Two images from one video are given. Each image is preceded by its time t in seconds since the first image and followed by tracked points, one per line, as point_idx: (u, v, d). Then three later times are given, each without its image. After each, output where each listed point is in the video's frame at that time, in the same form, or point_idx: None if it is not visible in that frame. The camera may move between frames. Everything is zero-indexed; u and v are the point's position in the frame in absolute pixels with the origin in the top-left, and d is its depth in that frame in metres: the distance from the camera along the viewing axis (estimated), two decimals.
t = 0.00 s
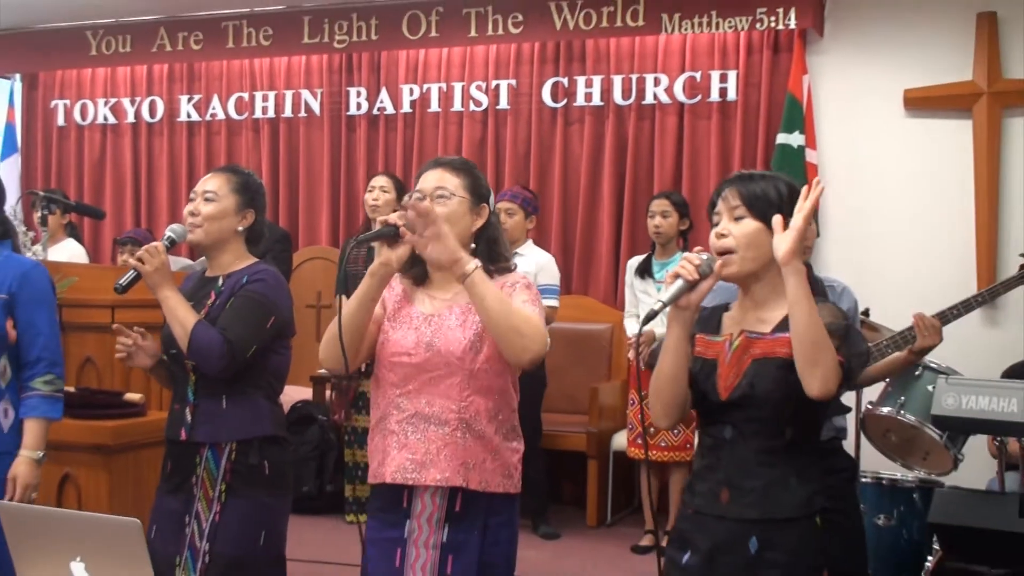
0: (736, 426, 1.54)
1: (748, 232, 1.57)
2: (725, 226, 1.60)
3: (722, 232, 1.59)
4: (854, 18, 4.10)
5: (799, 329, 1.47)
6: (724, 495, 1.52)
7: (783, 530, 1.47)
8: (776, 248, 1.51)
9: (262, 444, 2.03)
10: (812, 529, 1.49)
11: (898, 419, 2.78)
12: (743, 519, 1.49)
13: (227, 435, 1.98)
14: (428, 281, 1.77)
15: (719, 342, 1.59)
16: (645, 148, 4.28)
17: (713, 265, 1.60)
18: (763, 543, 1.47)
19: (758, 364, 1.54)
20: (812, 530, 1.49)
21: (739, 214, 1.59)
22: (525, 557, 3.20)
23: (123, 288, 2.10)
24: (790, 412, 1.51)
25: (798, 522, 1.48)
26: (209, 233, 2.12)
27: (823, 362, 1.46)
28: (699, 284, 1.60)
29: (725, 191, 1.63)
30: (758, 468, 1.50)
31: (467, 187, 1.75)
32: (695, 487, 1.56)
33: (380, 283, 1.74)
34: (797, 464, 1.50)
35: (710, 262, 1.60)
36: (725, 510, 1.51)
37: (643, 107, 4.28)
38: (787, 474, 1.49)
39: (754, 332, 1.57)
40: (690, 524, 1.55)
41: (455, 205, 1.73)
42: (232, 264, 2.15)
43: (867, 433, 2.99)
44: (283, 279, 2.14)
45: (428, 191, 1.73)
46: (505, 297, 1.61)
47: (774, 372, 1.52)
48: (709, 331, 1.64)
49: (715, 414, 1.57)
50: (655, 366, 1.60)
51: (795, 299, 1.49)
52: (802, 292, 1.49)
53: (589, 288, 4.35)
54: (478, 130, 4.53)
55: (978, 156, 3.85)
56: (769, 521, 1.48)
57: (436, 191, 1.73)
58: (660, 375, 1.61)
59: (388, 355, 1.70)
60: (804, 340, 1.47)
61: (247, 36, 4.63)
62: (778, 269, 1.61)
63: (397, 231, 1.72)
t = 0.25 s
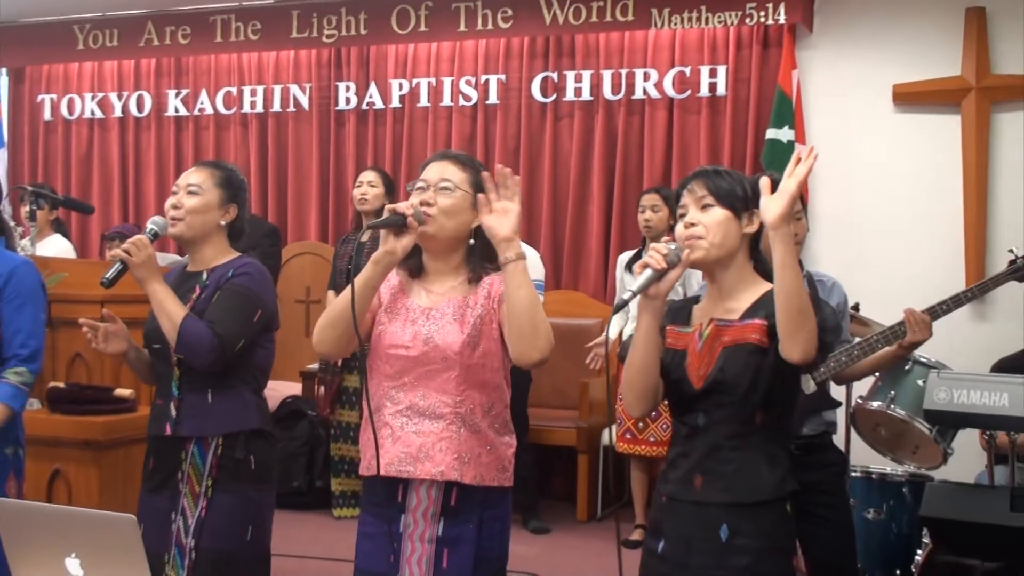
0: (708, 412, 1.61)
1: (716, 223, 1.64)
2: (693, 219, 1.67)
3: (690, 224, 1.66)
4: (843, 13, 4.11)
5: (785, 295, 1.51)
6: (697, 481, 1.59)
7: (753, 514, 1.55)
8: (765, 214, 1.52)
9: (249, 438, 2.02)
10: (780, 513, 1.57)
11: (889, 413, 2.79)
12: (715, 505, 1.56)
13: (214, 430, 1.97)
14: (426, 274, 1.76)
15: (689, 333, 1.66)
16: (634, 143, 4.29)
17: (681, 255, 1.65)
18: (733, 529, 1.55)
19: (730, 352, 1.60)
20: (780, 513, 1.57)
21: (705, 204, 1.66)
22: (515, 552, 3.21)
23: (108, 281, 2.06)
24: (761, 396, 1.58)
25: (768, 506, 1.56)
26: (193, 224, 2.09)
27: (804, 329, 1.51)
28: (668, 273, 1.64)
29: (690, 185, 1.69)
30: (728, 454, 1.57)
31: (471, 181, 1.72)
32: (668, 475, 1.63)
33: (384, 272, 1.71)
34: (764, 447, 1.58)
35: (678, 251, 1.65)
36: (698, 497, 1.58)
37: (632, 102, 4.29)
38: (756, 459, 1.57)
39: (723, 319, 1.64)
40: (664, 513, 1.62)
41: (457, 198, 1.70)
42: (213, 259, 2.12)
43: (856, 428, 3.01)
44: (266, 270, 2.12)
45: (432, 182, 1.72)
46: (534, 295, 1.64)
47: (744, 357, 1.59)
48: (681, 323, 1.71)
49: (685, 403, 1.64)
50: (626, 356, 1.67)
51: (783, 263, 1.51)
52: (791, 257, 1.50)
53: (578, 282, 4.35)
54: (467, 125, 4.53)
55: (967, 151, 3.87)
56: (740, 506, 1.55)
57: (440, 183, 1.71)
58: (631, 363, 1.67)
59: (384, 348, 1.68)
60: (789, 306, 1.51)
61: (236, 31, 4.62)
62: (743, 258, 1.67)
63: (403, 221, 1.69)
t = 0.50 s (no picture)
0: (694, 412, 1.60)
1: (697, 228, 1.66)
2: (672, 223, 1.68)
3: (671, 228, 1.67)
4: (828, 10, 4.14)
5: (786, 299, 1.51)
6: (681, 478, 1.59)
7: (735, 515, 1.55)
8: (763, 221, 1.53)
9: (227, 435, 2.05)
10: (763, 512, 1.57)
11: (874, 408, 2.81)
12: (698, 503, 1.56)
13: (194, 427, 1.99)
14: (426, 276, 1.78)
15: (671, 335, 1.66)
16: (620, 139, 4.31)
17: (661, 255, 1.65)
18: (717, 527, 1.55)
19: (713, 356, 1.59)
20: (761, 512, 1.57)
21: (686, 208, 1.67)
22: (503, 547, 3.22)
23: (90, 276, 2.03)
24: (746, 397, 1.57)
25: (750, 505, 1.56)
26: (172, 220, 2.09)
27: (805, 331, 1.51)
28: (650, 275, 1.63)
29: (670, 190, 1.70)
30: (712, 453, 1.57)
31: (471, 186, 1.75)
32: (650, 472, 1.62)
33: (379, 272, 1.72)
34: (747, 447, 1.58)
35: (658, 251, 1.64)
36: (681, 494, 1.57)
37: (618, 98, 4.30)
38: (739, 458, 1.57)
39: (707, 323, 1.64)
40: (644, 509, 1.62)
41: (456, 201, 1.73)
42: (191, 255, 2.13)
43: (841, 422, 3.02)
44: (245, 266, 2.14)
45: (432, 185, 1.75)
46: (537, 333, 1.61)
47: (730, 360, 1.58)
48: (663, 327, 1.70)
49: (670, 409, 1.63)
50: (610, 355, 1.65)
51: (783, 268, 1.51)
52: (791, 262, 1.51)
53: (564, 277, 4.37)
54: (453, 120, 4.53)
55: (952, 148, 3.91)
56: (723, 505, 1.55)
57: (440, 185, 1.74)
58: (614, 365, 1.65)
59: (375, 346, 1.69)
60: (789, 311, 1.51)
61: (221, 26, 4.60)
62: (721, 263, 1.68)
63: (400, 223, 1.70)
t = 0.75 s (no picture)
0: (680, 406, 1.59)
1: (682, 220, 1.65)
2: (657, 213, 1.66)
3: (655, 218, 1.66)
4: (806, 9, 4.16)
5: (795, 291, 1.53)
6: (668, 472, 1.58)
7: (723, 504, 1.57)
8: (777, 216, 1.55)
9: (196, 431, 2.06)
10: (746, 501, 1.59)
11: (851, 404, 2.82)
12: (688, 496, 1.56)
13: (163, 423, 2.00)
14: (407, 272, 1.81)
15: (654, 328, 1.65)
16: (599, 136, 4.31)
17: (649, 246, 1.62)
18: (709, 517, 1.56)
19: (699, 349, 1.60)
20: (745, 501, 1.59)
21: (671, 200, 1.66)
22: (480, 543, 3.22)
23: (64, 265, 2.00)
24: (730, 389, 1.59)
25: (737, 493, 1.58)
26: (140, 213, 2.08)
27: (811, 325, 1.53)
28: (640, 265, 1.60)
29: (656, 178, 1.69)
30: (701, 445, 1.58)
31: (452, 182, 1.77)
32: (632, 468, 1.62)
33: (350, 271, 1.79)
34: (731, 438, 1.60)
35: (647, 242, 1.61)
36: (668, 488, 1.58)
37: (597, 95, 4.31)
38: (726, 449, 1.59)
39: (692, 315, 1.63)
40: (627, 505, 1.61)
41: (435, 197, 1.74)
42: (158, 250, 2.12)
43: (817, 417, 3.04)
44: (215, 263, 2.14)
45: (414, 180, 1.77)
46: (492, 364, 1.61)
47: (717, 353, 1.58)
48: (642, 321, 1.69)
49: (654, 402, 1.62)
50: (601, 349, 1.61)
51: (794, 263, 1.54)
52: (801, 257, 1.53)
53: (542, 274, 4.38)
54: (431, 116, 4.53)
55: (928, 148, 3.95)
56: (712, 496, 1.56)
57: (421, 182, 1.76)
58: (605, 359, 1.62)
59: (352, 338, 1.74)
60: (797, 306, 1.53)
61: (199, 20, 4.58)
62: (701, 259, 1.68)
63: (372, 221, 1.79)
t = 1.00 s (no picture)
0: (664, 397, 1.60)
1: (656, 213, 1.66)
2: (632, 206, 1.66)
3: (631, 211, 1.66)
4: (774, 7, 4.20)
5: (793, 269, 1.56)
6: (655, 464, 1.58)
7: (709, 494, 1.58)
8: (786, 192, 1.59)
9: (159, 430, 2.05)
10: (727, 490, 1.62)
11: (821, 399, 2.85)
12: (676, 488, 1.57)
13: (126, 422, 1.99)
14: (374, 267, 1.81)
15: (632, 320, 1.64)
16: (568, 133, 4.33)
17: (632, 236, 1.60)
18: (697, 509, 1.57)
19: (686, 337, 1.60)
20: (726, 489, 1.62)
21: (645, 192, 1.67)
22: (453, 538, 3.23)
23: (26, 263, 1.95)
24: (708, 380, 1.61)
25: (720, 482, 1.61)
26: (100, 211, 2.05)
27: (800, 304, 1.58)
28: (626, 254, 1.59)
29: (630, 170, 1.69)
30: (687, 436, 1.59)
31: (411, 173, 1.76)
32: (617, 463, 1.60)
33: (309, 274, 1.77)
34: (712, 428, 1.62)
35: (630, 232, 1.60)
36: (656, 480, 1.58)
37: (567, 92, 4.33)
38: (708, 438, 1.61)
39: (669, 306, 1.64)
40: (616, 503, 1.60)
41: (394, 189, 1.74)
42: (119, 248, 2.09)
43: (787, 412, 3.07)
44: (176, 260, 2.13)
45: (372, 174, 1.76)
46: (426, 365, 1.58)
47: (698, 342, 1.60)
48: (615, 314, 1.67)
49: (636, 393, 1.62)
50: (592, 340, 1.58)
51: (797, 244, 1.57)
52: (802, 237, 1.57)
53: (513, 270, 4.40)
54: (400, 113, 4.52)
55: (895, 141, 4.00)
56: (699, 486, 1.58)
57: (380, 175, 1.75)
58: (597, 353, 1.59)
59: (318, 336, 1.75)
60: (792, 285, 1.58)
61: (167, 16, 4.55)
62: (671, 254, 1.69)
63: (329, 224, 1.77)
